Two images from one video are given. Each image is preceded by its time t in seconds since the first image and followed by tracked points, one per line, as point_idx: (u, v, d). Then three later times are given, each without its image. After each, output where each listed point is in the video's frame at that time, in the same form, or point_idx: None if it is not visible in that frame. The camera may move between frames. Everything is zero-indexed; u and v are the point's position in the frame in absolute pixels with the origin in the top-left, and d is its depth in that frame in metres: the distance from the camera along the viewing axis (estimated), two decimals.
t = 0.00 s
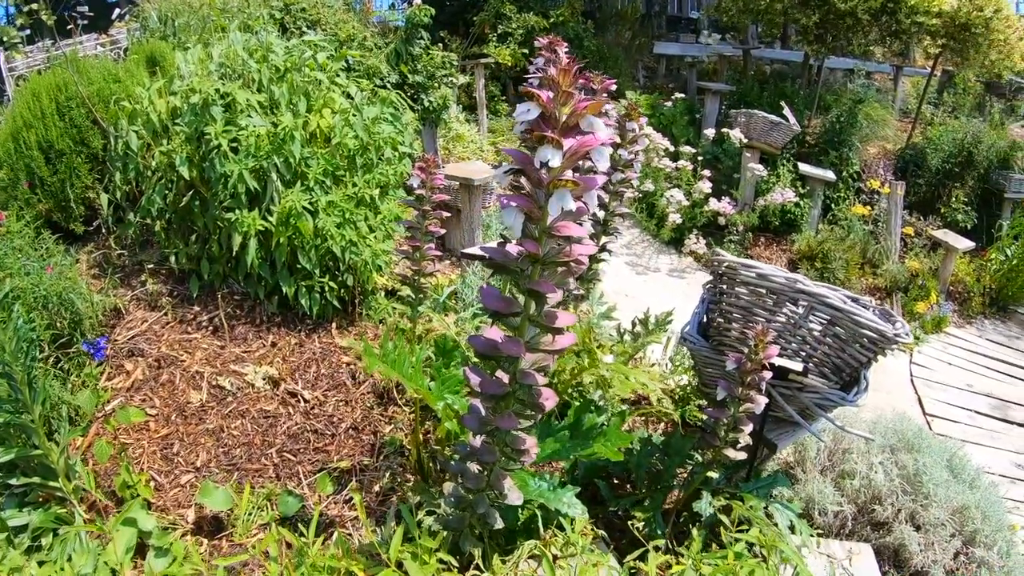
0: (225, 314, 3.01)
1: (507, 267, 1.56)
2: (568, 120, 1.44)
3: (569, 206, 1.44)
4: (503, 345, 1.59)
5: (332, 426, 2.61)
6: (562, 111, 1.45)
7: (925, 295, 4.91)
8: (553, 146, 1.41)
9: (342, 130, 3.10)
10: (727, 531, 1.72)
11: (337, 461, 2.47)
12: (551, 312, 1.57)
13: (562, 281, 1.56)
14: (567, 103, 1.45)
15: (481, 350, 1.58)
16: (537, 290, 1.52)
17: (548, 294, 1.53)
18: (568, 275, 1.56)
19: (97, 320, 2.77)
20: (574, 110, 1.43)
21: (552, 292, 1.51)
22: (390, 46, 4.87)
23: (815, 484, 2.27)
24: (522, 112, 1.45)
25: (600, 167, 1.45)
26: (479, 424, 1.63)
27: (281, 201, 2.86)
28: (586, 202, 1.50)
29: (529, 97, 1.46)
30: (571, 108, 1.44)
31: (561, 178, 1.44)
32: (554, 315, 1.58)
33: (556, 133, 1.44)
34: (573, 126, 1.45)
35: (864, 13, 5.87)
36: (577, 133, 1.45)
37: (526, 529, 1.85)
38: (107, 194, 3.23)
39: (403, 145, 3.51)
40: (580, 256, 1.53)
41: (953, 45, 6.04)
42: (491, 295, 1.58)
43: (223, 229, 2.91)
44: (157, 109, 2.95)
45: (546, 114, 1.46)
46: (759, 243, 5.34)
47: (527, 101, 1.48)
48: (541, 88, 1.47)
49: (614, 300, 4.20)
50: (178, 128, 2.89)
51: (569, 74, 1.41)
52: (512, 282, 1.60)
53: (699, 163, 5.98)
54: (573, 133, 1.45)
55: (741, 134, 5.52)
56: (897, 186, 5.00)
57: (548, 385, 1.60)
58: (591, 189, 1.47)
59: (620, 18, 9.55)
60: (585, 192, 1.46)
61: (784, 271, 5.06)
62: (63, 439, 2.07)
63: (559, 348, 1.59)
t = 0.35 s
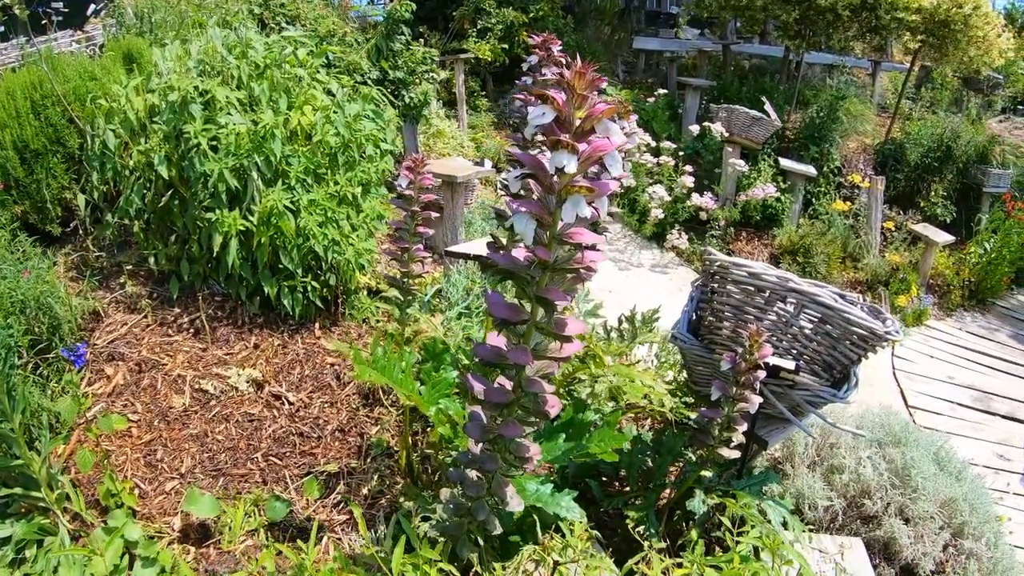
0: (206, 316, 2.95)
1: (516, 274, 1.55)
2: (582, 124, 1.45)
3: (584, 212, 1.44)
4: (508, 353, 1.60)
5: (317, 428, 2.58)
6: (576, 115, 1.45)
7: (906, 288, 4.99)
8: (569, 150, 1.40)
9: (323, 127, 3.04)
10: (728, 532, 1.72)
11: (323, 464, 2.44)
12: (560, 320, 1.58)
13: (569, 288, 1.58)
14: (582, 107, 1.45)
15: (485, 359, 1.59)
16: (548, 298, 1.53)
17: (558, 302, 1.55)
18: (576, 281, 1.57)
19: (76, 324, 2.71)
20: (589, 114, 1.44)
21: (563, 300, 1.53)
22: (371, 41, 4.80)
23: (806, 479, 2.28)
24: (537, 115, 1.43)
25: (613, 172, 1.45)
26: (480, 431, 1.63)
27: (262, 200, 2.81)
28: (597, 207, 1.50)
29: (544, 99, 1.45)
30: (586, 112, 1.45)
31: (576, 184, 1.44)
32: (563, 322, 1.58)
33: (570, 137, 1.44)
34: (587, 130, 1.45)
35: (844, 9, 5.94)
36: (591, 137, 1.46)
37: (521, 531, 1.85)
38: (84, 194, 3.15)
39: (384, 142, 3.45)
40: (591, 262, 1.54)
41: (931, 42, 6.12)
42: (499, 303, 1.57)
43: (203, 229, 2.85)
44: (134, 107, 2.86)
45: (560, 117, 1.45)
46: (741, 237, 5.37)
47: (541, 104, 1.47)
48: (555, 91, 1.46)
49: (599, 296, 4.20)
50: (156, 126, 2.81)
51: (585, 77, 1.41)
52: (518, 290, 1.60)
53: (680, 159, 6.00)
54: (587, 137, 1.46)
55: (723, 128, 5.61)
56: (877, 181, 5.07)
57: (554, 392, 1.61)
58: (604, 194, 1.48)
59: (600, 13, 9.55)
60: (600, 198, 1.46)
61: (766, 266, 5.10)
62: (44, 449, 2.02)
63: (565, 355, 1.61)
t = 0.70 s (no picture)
0: (190, 327, 2.93)
1: (509, 296, 1.57)
2: (572, 148, 1.46)
3: (576, 236, 1.44)
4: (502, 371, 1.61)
5: (306, 439, 2.56)
6: (567, 139, 1.47)
7: (887, 287, 5.07)
8: (560, 175, 1.41)
9: (305, 135, 3.02)
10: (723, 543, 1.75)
11: (313, 476, 2.43)
12: (554, 341, 1.59)
13: (562, 308, 1.58)
14: (572, 129, 1.47)
15: (479, 378, 1.61)
16: (541, 319, 1.54)
17: (550, 322, 1.56)
18: (568, 302, 1.57)
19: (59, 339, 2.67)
20: (579, 137, 1.45)
21: (555, 321, 1.53)
22: (352, 47, 4.77)
23: (794, 480, 2.31)
24: (528, 140, 1.45)
25: (603, 195, 1.46)
26: (475, 449, 1.64)
27: (245, 210, 2.79)
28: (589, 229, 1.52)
29: (534, 125, 1.47)
30: (576, 136, 1.46)
31: (567, 208, 1.45)
32: (557, 341, 1.59)
33: (561, 161, 1.46)
34: (577, 154, 1.46)
35: (823, 11, 6.02)
36: (581, 160, 1.47)
37: (514, 540, 1.86)
38: (65, 206, 3.11)
39: (366, 149, 3.43)
40: (583, 283, 1.55)
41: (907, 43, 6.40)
42: (492, 325, 1.59)
43: (186, 241, 2.82)
44: (114, 117, 2.82)
45: (551, 141, 1.47)
46: (722, 239, 5.41)
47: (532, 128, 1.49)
48: (545, 115, 1.47)
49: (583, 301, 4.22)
50: (137, 136, 2.77)
51: (573, 101, 1.42)
52: (512, 310, 1.61)
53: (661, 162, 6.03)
54: (578, 160, 1.47)
55: (705, 132, 5.68)
56: (857, 181, 5.12)
57: (548, 409, 1.61)
58: (596, 217, 1.49)
59: (578, 17, 9.60)
60: (591, 221, 1.47)
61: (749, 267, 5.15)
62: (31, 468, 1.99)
63: (559, 374, 1.62)
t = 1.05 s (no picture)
0: (179, 338, 2.90)
1: (520, 306, 1.60)
2: (586, 158, 1.48)
3: (590, 245, 1.48)
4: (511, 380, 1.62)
5: (298, 450, 2.54)
6: (581, 149, 1.49)
7: (873, 288, 5.13)
8: (575, 186, 1.45)
9: (294, 144, 3.00)
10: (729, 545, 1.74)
11: (306, 486, 2.41)
12: (565, 350, 1.62)
13: (572, 316, 1.61)
14: (585, 140, 1.48)
15: (489, 387, 1.62)
16: (553, 328, 1.57)
17: (561, 331, 1.59)
18: (577, 310, 1.59)
19: (46, 351, 2.63)
20: (594, 148, 1.47)
21: (569, 330, 1.57)
22: (339, 54, 4.77)
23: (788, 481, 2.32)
24: (544, 151, 1.47)
25: (615, 204, 1.49)
26: (482, 457, 1.65)
27: (234, 220, 2.77)
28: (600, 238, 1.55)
29: (549, 135, 1.49)
30: (590, 146, 1.48)
31: (580, 218, 1.48)
32: (567, 350, 1.62)
33: (575, 171, 1.49)
34: (591, 164, 1.49)
35: (805, 15, 6.10)
36: (595, 170, 1.50)
37: (513, 546, 1.86)
38: (51, 216, 3.07)
39: (354, 156, 3.41)
40: (594, 292, 1.58)
41: (891, 45, 6.48)
42: (502, 334, 1.62)
43: (175, 251, 2.79)
44: (100, 126, 2.78)
45: (565, 152, 1.49)
46: (709, 243, 5.44)
47: (546, 138, 1.51)
48: (560, 126, 1.49)
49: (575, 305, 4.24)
50: (123, 145, 2.74)
51: (587, 112, 1.44)
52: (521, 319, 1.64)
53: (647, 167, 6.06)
54: (590, 170, 1.50)
55: (690, 137, 5.68)
56: (842, 184, 5.20)
57: (556, 417, 1.63)
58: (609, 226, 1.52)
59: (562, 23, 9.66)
60: (604, 231, 1.50)
61: (736, 270, 5.19)
62: (19, 483, 1.95)
63: (567, 382, 1.64)
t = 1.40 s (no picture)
0: (165, 349, 2.89)
1: (516, 313, 1.62)
2: (579, 171, 1.51)
3: (584, 254, 1.52)
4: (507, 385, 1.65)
5: (287, 459, 2.55)
6: (574, 162, 1.52)
7: (852, 289, 5.22)
8: (569, 198, 1.48)
9: (277, 154, 2.99)
10: (720, 540, 1.76)
11: (296, 496, 2.41)
12: (558, 355, 1.63)
13: (566, 321, 1.63)
14: (579, 153, 1.52)
15: (485, 392, 1.64)
16: (549, 333, 1.60)
17: (557, 336, 1.62)
18: (570, 317, 1.62)
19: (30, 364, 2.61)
20: (587, 161, 1.51)
21: (564, 335, 1.60)
22: (321, 63, 4.79)
23: (774, 479, 2.36)
24: (539, 164, 1.49)
25: (606, 214, 1.53)
26: (478, 460, 1.67)
27: (218, 230, 2.76)
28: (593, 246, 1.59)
29: (544, 148, 1.52)
30: (583, 159, 1.51)
31: (575, 228, 1.52)
32: (562, 354, 1.63)
33: (569, 183, 1.51)
34: (585, 177, 1.52)
35: (781, 21, 6.21)
36: (589, 181, 1.53)
37: (505, 550, 1.88)
38: (33, 228, 3.05)
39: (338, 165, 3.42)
40: (587, 298, 1.60)
41: (868, 49, 6.60)
42: (499, 340, 1.64)
43: (159, 262, 2.78)
44: (83, 136, 2.77)
45: (560, 165, 1.52)
46: (689, 247, 5.50)
47: (540, 151, 1.53)
48: (554, 139, 1.52)
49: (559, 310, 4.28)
50: (106, 155, 2.73)
51: (581, 127, 1.49)
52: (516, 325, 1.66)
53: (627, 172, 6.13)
54: (584, 182, 1.53)
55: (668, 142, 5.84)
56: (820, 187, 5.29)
57: (551, 420, 1.64)
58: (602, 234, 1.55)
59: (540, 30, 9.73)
60: (596, 240, 1.53)
61: (716, 274, 5.26)
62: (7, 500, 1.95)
63: (562, 386, 1.65)
